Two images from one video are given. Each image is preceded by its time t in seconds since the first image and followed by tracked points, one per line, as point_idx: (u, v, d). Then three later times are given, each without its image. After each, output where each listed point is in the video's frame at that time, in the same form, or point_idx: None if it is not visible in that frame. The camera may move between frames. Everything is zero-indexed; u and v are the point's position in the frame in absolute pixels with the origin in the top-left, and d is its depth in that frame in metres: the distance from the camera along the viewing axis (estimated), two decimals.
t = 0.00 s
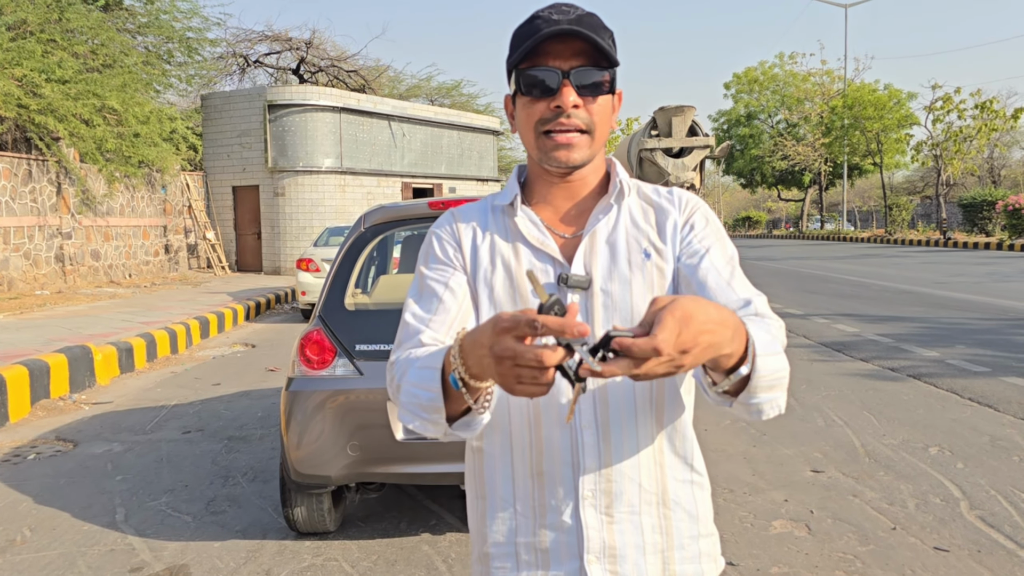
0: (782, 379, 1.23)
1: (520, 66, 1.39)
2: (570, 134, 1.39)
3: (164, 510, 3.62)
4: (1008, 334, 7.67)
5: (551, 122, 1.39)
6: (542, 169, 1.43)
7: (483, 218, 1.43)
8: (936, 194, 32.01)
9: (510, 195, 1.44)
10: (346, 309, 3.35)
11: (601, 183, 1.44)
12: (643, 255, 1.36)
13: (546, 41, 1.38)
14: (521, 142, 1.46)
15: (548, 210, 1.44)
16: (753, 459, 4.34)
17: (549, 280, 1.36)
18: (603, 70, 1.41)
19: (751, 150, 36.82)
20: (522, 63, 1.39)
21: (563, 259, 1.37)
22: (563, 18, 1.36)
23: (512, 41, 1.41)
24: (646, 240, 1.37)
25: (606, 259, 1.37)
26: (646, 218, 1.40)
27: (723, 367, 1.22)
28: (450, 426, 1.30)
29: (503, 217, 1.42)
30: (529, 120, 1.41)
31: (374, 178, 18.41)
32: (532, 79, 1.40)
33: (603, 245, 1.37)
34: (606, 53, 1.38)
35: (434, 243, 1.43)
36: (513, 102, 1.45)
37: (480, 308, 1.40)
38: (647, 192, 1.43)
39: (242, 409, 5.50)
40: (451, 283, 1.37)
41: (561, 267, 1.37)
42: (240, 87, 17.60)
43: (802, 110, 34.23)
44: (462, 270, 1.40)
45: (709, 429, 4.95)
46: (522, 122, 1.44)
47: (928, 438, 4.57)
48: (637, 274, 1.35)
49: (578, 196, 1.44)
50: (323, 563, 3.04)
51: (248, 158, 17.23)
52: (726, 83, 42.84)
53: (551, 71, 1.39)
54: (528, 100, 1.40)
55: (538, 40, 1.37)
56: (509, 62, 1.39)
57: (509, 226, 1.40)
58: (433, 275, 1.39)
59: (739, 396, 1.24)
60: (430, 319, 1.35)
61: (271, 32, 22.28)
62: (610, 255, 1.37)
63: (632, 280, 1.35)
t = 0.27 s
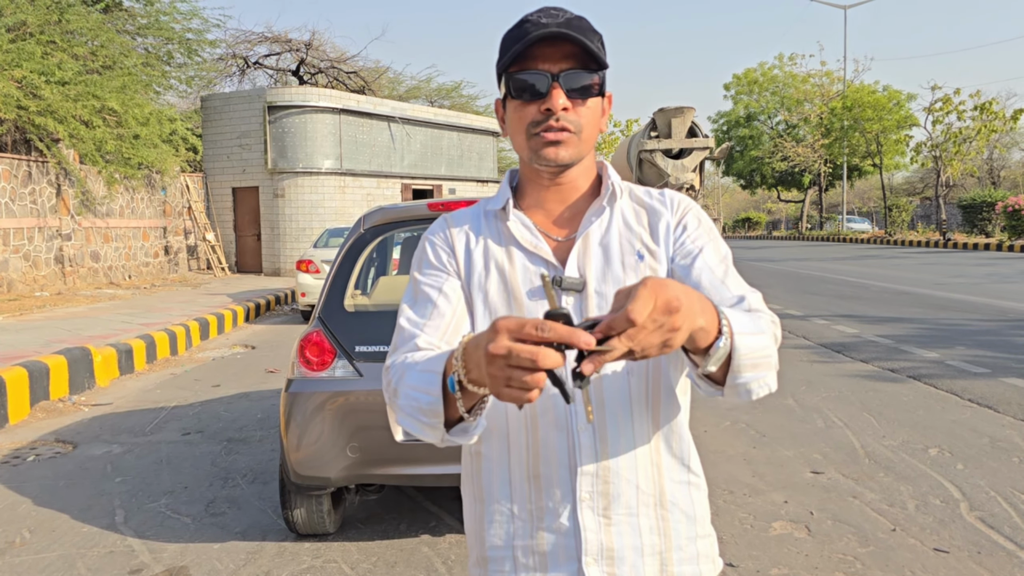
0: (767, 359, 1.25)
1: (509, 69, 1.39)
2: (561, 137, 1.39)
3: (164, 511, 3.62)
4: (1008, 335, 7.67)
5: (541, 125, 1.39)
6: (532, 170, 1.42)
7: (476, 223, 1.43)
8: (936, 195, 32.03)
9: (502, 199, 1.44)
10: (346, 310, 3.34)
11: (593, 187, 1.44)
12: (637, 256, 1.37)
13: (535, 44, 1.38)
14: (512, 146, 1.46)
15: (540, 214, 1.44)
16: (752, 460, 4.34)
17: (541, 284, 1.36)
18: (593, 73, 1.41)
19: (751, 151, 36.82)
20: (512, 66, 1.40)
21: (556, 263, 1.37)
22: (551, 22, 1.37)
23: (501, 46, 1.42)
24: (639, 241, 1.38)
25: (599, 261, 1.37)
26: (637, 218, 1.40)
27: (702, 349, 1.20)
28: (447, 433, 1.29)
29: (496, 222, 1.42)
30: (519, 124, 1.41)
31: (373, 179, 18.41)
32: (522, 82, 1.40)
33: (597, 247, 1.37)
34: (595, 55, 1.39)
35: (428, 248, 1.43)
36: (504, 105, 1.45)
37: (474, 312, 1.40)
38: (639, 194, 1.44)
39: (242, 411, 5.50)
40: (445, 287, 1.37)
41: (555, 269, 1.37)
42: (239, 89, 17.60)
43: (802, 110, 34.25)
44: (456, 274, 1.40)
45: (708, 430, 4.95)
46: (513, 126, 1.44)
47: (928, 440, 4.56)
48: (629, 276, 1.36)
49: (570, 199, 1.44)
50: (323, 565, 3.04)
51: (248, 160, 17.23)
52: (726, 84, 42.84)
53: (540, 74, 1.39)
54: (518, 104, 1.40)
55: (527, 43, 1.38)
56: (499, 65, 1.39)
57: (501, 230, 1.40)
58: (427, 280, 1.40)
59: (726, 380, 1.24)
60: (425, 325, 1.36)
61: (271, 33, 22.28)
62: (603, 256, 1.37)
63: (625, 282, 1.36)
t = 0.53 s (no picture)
0: (752, 380, 1.24)
1: (501, 71, 1.40)
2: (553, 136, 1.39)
3: (163, 513, 3.62)
4: (1007, 336, 7.68)
5: (533, 125, 1.39)
6: (526, 171, 1.42)
7: (472, 226, 1.43)
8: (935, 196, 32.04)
9: (497, 202, 1.44)
10: (345, 311, 3.34)
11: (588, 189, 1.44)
12: (632, 258, 1.37)
13: (526, 45, 1.39)
14: (505, 148, 1.46)
15: (535, 216, 1.44)
16: (752, 461, 4.34)
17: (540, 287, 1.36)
18: (584, 73, 1.41)
19: (751, 152, 36.84)
20: (504, 68, 1.41)
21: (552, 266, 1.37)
22: (541, 24, 1.38)
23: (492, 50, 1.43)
24: (634, 242, 1.38)
25: (595, 264, 1.37)
26: (631, 220, 1.40)
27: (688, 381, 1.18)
28: (463, 438, 1.29)
29: (491, 225, 1.42)
30: (512, 125, 1.42)
31: (373, 181, 18.42)
32: (513, 83, 1.40)
33: (591, 250, 1.37)
34: (586, 55, 1.39)
35: (426, 253, 1.43)
36: (497, 108, 1.45)
37: (474, 315, 1.40)
38: (634, 196, 1.44)
39: (241, 412, 5.50)
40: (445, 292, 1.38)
41: (551, 272, 1.37)
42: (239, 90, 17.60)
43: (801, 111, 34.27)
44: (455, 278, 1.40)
45: (708, 431, 4.95)
46: (506, 127, 1.44)
47: (928, 441, 4.56)
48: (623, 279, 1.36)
49: (564, 200, 1.44)
50: (323, 566, 3.04)
51: (247, 161, 17.24)
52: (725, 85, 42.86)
53: (532, 75, 1.40)
54: (511, 105, 1.41)
55: (518, 44, 1.39)
56: (490, 66, 1.40)
57: (497, 233, 1.41)
58: (426, 284, 1.40)
59: (709, 397, 1.23)
60: (428, 331, 1.36)
61: (270, 34, 22.28)
62: (598, 258, 1.37)
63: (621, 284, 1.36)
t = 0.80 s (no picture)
0: (756, 360, 1.26)
1: (505, 69, 1.41)
2: (556, 134, 1.38)
3: (162, 514, 3.61)
4: (1006, 337, 7.68)
5: (537, 123, 1.39)
6: (529, 170, 1.42)
7: (474, 224, 1.44)
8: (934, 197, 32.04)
9: (499, 201, 1.44)
10: (344, 312, 3.34)
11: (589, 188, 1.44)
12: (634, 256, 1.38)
13: (531, 42, 1.40)
14: (508, 147, 1.46)
15: (537, 216, 1.45)
16: (752, 462, 4.34)
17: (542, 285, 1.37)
18: (588, 73, 1.41)
19: (750, 153, 36.85)
20: (507, 66, 1.41)
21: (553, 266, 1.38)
22: (548, 22, 1.39)
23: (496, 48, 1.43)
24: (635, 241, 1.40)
25: (595, 262, 1.37)
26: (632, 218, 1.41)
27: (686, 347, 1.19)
28: (437, 404, 1.31)
29: (493, 224, 1.43)
30: (515, 123, 1.41)
31: (372, 182, 18.43)
32: (517, 80, 1.41)
33: (592, 248, 1.37)
34: (590, 53, 1.40)
35: (425, 246, 1.42)
36: (500, 107, 1.45)
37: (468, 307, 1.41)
38: (635, 195, 1.44)
39: (241, 414, 5.50)
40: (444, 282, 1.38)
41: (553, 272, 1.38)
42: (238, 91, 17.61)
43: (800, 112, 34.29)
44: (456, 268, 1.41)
45: (707, 432, 4.94)
46: (509, 125, 1.44)
47: (927, 441, 4.56)
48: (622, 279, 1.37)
49: (566, 200, 1.44)
50: (322, 568, 3.04)
51: (247, 162, 17.24)
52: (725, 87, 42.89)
53: (535, 73, 1.40)
54: (514, 103, 1.41)
55: (524, 40, 1.39)
56: (495, 65, 1.41)
57: (498, 231, 1.42)
58: (424, 276, 1.39)
59: (714, 382, 1.25)
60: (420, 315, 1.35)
61: (270, 36, 22.29)
62: (600, 257, 1.38)
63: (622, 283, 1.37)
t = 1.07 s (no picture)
0: (762, 336, 1.26)
1: (510, 70, 1.41)
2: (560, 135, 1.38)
3: (161, 516, 3.61)
4: (1006, 337, 7.69)
5: (541, 123, 1.38)
6: (532, 171, 1.41)
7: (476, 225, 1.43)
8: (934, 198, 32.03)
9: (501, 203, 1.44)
10: (343, 313, 3.34)
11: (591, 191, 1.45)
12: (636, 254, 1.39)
13: (536, 43, 1.40)
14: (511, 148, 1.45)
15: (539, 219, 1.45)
16: (751, 463, 4.35)
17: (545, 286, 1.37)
18: (593, 75, 1.42)
19: (749, 154, 36.86)
20: (513, 67, 1.41)
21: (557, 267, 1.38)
22: (554, 24, 1.40)
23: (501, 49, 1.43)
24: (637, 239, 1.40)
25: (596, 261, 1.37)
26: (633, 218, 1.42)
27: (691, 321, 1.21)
28: (432, 375, 1.32)
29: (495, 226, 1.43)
30: (519, 124, 1.41)
31: (372, 183, 18.43)
32: (522, 81, 1.40)
33: (593, 248, 1.37)
34: (594, 56, 1.41)
35: (427, 244, 1.43)
36: (503, 107, 1.45)
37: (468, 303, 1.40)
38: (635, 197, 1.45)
39: (241, 414, 5.50)
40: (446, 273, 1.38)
41: (556, 274, 1.37)
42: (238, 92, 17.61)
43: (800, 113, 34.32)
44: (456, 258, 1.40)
45: (707, 433, 4.94)
46: (512, 126, 1.44)
47: (926, 442, 4.56)
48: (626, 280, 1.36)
49: (570, 201, 1.44)
50: (321, 569, 3.04)
51: (246, 163, 17.24)
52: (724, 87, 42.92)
53: (540, 74, 1.40)
54: (519, 104, 1.40)
55: (529, 42, 1.40)
56: (500, 65, 1.40)
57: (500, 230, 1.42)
58: (425, 270, 1.39)
59: (720, 361, 1.26)
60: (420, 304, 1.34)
61: (270, 36, 22.29)
62: (601, 258, 1.38)
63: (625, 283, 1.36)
